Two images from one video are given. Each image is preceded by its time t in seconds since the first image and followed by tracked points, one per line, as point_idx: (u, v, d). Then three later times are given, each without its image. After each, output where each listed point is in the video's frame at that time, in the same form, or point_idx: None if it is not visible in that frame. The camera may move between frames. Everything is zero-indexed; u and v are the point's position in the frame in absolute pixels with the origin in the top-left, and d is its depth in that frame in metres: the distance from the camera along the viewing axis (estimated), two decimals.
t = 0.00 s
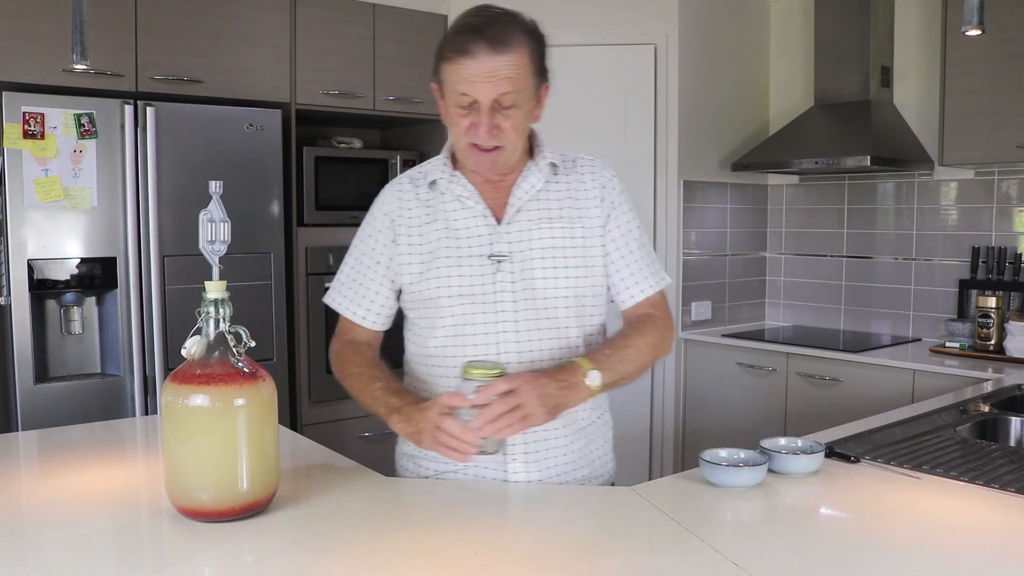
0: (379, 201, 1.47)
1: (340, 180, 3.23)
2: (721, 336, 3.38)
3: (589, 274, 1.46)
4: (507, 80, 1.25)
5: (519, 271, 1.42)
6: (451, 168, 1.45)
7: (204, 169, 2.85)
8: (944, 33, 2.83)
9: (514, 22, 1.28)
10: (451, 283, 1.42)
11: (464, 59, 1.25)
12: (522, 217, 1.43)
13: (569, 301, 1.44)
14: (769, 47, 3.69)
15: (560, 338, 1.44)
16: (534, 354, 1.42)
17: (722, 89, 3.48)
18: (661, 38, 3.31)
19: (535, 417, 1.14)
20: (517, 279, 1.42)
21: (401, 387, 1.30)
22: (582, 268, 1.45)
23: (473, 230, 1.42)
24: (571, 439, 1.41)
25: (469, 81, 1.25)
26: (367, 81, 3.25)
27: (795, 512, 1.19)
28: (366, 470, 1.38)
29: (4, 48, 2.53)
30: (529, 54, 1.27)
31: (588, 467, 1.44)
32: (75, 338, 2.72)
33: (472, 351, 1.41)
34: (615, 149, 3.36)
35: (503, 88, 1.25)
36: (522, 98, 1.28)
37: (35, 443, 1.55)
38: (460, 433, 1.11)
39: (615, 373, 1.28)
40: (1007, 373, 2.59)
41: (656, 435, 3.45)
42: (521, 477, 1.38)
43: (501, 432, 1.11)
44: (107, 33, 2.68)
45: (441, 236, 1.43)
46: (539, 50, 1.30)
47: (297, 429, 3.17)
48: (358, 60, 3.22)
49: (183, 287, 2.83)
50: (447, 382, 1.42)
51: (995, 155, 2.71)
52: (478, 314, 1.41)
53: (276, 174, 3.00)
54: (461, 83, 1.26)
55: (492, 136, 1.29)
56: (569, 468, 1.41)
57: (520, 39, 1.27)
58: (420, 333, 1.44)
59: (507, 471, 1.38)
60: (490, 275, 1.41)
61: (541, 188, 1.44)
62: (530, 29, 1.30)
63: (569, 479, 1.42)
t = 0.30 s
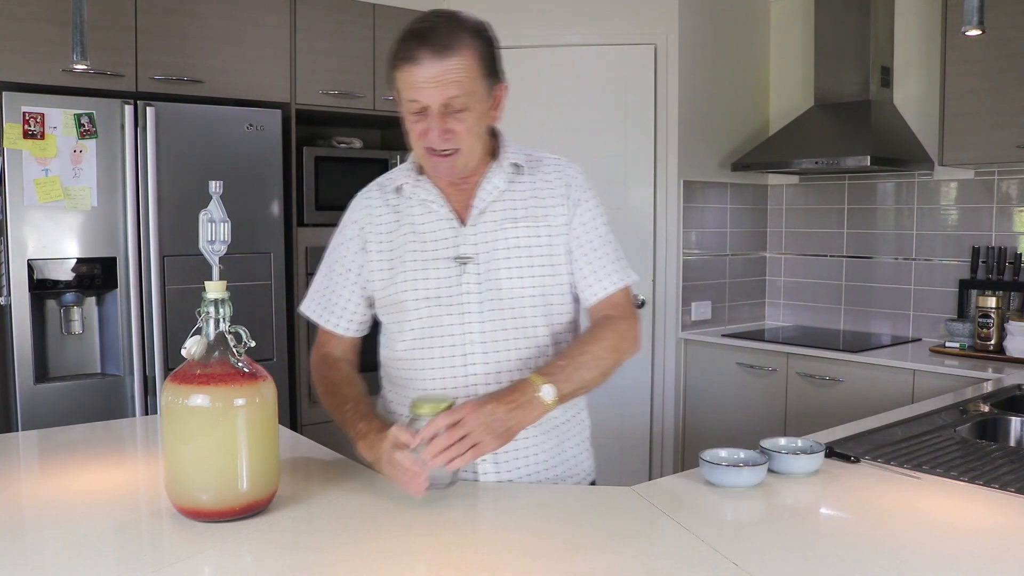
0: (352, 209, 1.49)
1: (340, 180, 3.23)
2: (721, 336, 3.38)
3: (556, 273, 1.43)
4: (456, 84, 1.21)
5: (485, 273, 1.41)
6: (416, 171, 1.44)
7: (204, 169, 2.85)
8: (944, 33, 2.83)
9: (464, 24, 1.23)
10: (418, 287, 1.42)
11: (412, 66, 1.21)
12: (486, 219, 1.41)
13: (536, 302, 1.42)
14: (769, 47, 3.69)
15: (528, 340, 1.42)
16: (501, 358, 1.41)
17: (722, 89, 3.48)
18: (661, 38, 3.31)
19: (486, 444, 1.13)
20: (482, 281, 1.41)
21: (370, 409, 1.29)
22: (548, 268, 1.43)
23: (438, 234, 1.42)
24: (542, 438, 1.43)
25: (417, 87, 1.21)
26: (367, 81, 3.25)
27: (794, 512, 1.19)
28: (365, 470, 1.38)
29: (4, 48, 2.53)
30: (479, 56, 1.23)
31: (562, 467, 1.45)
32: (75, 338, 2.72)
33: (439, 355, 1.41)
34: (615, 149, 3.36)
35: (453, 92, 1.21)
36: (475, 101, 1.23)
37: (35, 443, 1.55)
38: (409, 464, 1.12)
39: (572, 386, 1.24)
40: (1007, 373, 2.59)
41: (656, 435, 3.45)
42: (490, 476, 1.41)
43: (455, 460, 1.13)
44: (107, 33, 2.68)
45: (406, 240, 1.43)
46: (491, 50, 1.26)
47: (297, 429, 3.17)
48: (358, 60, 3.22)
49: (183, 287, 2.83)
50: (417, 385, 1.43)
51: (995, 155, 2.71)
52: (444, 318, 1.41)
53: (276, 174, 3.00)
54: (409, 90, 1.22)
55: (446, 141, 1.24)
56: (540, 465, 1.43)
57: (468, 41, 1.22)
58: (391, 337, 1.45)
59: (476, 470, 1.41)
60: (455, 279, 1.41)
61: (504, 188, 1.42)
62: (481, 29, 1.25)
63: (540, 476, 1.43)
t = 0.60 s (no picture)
0: (329, 217, 1.51)
1: (340, 180, 3.23)
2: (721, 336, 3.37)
3: (534, 267, 1.47)
4: (425, 77, 1.29)
5: (466, 271, 1.45)
6: (393, 175, 1.49)
7: (204, 169, 2.85)
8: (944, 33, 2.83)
9: (430, 23, 1.32)
10: (400, 288, 1.44)
11: (382, 64, 1.30)
12: (465, 217, 1.45)
13: (517, 295, 1.46)
14: (769, 47, 3.69)
15: (511, 334, 1.46)
16: (485, 354, 1.45)
17: (722, 89, 3.48)
18: (662, 38, 3.30)
19: (470, 427, 1.12)
20: (463, 279, 1.44)
21: (353, 422, 1.31)
22: (527, 262, 1.47)
23: (419, 235, 1.45)
24: (530, 434, 1.45)
25: (388, 84, 1.29)
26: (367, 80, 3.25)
27: (795, 512, 1.19)
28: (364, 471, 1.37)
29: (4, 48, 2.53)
30: (448, 50, 1.32)
31: (550, 462, 1.48)
32: (75, 338, 2.72)
33: (424, 354, 1.44)
34: (615, 149, 3.36)
35: (424, 85, 1.29)
36: (445, 93, 1.32)
37: (34, 443, 1.55)
38: (392, 476, 1.14)
39: (552, 368, 1.24)
40: (1007, 373, 2.59)
41: (656, 435, 3.45)
42: (480, 475, 1.42)
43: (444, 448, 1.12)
44: (107, 33, 2.68)
45: (386, 243, 1.46)
46: (458, 46, 1.35)
47: (297, 429, 3.17)
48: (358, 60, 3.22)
49: (183, 287, 2.83)
50: (403, 385, 1.45)
51: (995, 155, 2.71)
52: (427, 317, 1.44)
53: (276, 174, 3.00)
54: (381, 86, 1.31)
55: (419, 134, 1.32)
56: (528, 462, 1.45)
57: (435, 38, 1.31)
58: (374, 341, 1.48)
59: (466, 468, 1.42)
60: (437, 278, 1.44)
61: (480, 187, 1.46)
62: (448, 27, 1.35)
63: (529, 473, 1.45)
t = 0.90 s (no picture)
0: (321, 221, 1.51)
1: (340, 180, 3.23)
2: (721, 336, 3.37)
3: (528, 263, 1.48)
4: (420, 68, 1.31)
5: (460, 269, 1.45)
6: (384, 176, 1.49)
7: (204, 169, 2.85)
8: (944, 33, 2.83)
9: (423, 19, 1.35)
10: (394, 288, 1.45)
11: (377, 56, 1.31)
12: (458, 217, 1.46)
13: (511, 292, 1.47)
14: (769, 46, 3.69)
15: (506, 331, 1.46)
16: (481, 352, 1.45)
17: (722, 89, 3.48)
18: (662, 37, 3.30)
19: (453, 418, 1.09)
20: (458, 277, 1.45)
21: (345, 428, 1.30)
22: (520, 258, 1.47)
23: (412, 235, 1.46)
24: (530, 432, 1.45)
25: (383, 75, 1.31)
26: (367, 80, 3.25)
27: (795, 512, 1.19)
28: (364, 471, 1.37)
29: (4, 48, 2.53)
30: (441, 45, 1.34)
31: (550, 461, 1.47)
32: (75, 338, 2.72)
33: (420, 353, 1.44)
34: (615, 149, 3.36)
35: (418, 76, 1.31)
36: (439, 85, 1.33)
37: (34, 443, 1.55)
38: (383, 481, 1.13)
39: (537, 357, 1.22)
40: (1007, 373, 2.59)
41: (656, 435, 3.45)
42: (480, 474, 1.42)
43: (433, 443, 1.10)
44: (107, 33, 2.68)
45: (379, 244, 1.46)
46: (450, 43, 1.37)
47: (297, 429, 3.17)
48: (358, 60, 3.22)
49: (183, 287, 2.83)
50: (400, 385, 1.45)
51: (995, 155, 2.71)
52: (422, 316, 1.44)
53: (276, 174, 3.00)
54: (375, 79, 1.32)
55: (414, 125, 1.32)
56: (528, 460, 1.44)
57: (429, 32, 1.33)
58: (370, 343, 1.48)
59: (466, 468, 1.43)
60: (432, 276, 1.44)
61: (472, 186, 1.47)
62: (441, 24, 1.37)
63: (530, 471, 1.45)
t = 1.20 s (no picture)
0: (317, 220, 1.50)
1: (340, 180, 3.23)
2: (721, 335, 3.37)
3: (524, 263, 1.48)
4: (419, 63, 1.31)
5: (457, 269, 1.45)
6: (381, 176, 1.49)
7: (204, 169, 2.84)
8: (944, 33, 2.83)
9: (423, 16, 1.35)
10: (391, 288, 1.45)
11: (376, 50, 1.31)
12: (455, 217, 1.46)
13: (508, 292, 1.47)
14: (769, 46, 3.69)
15: (502, 331, 1.47)
16: (477, 352, 1.45)
17: (722, 89, 3.48)
18: (662, 37, 3.30)
19: (446, 421, 1.09)
20: (455, 277, 1.45)
21: (340, 432, 1.30)
22: (516, 259, 1.47)
23: (409, 235, 1.46)
24: (527, 433, 1.45)
25: (382, 69, 1.31)
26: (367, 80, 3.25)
27: (795, 512, 1.19)
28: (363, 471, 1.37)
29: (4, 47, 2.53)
30: (441, 42, 1.34)
31: (548, 462, 1.48)
32: (75, 338, 2.72)
33: (416, 352, 1.44)
34: (615, 149, 3.36)
35: (417, 71, 1.31)
36: (437, 81, 1.33)
37: (34, 443, 1.55)
38: (376, 485, 1.14)
39: (530, 365, 1.22)
40: (1007, 373, 2.59)
41: (656, 434, 3.45)
42: (478, 475, 1.43)
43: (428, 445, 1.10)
44: (107, 33, 2.68)
45: (376, 243, 1.46)
46: (449, 41, 1.37)
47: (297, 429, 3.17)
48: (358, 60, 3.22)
49: (183, 287, 2.83)
50: (396, 385, 1.45)
51: (995, 155, 2.71)
52: (419, 316, 1.44)
53: (276, 174, 3.00)
54: (373, 73, 1.32)
55: (412, 122, 1.32)
56: (525, 461, 1.45)
57: (428, 29, 1.33)
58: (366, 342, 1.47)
59: (464, 469, 1.43)
60: (429, 276, 1.44)
61: (469, 186, 1.47)
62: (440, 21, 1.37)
63: (527, 472, 1.45)
